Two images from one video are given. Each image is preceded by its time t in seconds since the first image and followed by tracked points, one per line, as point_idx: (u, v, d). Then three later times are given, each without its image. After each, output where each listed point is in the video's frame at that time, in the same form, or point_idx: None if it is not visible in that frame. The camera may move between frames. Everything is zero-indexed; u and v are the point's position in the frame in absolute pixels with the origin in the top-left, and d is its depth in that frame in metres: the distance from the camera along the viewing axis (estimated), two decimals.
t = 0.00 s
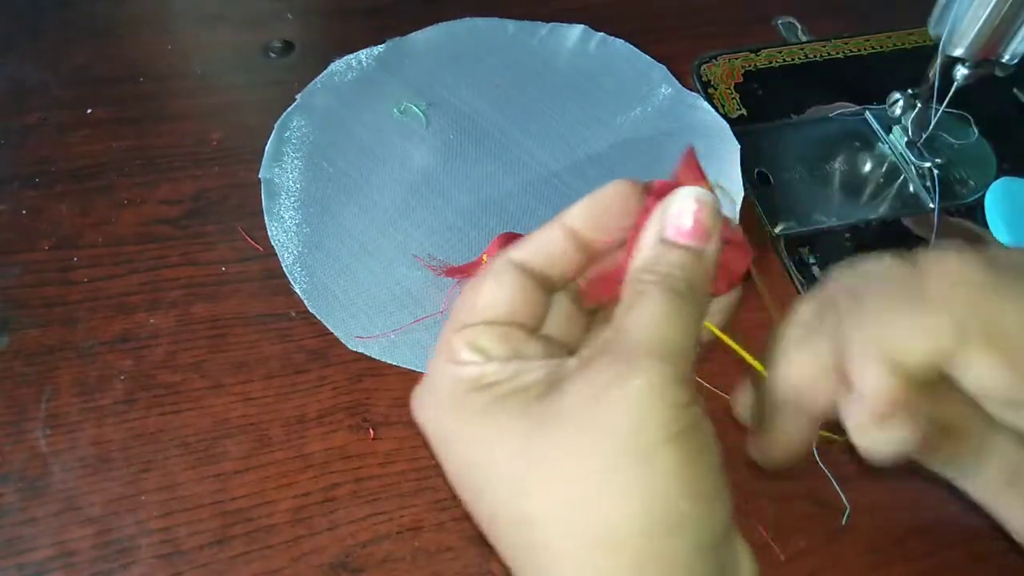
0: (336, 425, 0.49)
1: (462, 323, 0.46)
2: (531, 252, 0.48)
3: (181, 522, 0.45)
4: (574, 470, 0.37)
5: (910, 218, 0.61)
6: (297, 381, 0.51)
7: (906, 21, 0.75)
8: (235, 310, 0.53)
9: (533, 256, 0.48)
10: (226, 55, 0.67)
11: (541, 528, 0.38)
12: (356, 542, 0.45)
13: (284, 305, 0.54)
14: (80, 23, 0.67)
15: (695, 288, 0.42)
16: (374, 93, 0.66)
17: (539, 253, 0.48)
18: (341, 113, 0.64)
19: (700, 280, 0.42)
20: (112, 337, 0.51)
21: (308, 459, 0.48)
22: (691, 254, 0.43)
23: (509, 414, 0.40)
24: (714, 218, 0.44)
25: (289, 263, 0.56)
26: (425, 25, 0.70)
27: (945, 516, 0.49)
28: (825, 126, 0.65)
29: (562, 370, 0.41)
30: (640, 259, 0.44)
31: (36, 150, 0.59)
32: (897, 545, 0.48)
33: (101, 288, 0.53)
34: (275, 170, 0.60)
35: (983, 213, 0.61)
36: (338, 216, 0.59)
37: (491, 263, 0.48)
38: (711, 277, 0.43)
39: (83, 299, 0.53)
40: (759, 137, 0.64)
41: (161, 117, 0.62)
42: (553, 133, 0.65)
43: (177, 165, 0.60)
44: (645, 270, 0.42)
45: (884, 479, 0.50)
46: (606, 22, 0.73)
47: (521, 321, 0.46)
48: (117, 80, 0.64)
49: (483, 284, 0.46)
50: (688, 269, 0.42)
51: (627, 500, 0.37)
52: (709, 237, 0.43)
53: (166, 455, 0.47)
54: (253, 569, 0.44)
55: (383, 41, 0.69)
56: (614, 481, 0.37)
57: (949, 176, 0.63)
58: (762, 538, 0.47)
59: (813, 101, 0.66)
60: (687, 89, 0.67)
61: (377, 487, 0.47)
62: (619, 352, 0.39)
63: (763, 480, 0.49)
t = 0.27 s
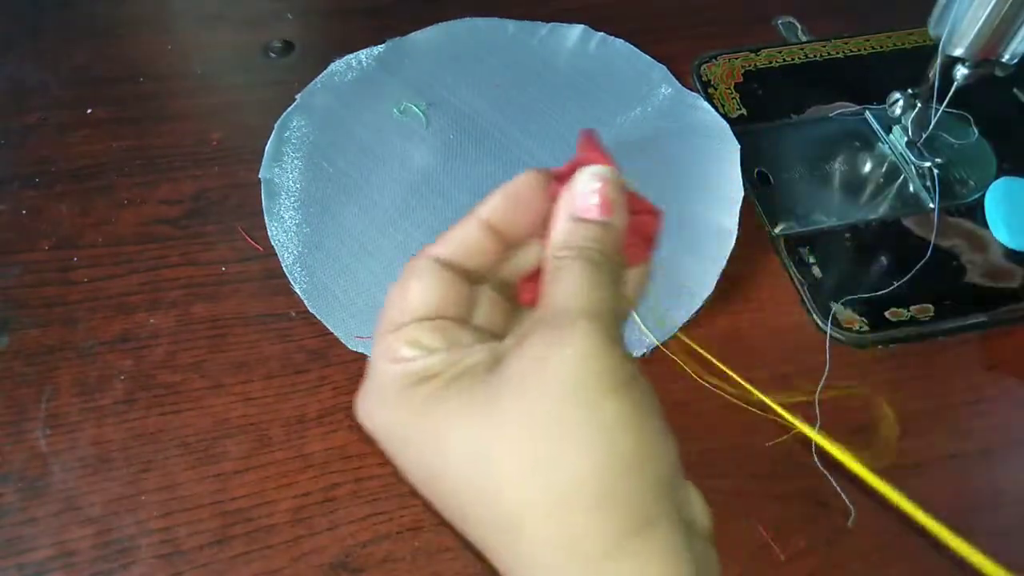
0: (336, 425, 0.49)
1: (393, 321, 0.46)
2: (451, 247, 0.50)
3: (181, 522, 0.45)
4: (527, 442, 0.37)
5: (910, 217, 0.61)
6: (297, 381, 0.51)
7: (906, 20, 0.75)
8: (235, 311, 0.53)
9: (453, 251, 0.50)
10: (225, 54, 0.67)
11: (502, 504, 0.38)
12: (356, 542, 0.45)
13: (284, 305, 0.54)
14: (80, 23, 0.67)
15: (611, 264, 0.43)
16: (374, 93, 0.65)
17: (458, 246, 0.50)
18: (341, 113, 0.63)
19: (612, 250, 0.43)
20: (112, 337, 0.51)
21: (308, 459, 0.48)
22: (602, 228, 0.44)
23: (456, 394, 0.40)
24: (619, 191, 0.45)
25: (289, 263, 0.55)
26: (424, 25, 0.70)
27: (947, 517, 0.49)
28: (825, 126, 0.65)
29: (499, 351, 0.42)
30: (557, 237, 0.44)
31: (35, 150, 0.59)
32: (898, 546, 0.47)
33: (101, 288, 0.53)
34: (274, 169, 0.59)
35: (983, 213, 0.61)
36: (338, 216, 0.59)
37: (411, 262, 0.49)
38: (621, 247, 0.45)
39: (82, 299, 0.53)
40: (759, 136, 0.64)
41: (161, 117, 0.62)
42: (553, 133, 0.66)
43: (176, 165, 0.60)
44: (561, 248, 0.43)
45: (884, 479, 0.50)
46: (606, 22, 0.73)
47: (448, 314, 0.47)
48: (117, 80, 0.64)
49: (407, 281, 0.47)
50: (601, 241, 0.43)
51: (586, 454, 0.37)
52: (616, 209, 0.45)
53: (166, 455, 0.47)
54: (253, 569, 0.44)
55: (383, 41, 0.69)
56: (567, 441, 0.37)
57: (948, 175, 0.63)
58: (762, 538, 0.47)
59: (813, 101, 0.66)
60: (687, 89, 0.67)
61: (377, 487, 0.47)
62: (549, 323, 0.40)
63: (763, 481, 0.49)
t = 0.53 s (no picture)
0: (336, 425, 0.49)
1: (355, 325, 0.46)
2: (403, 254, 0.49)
3: (182, 522, 0.45)
4: (486, 425, 0.37)
5: (910, 217, 0.61)
6: (297, 381, 0.51)
7: (906, 20, 0.75)
8: (235, 311, 0.53)
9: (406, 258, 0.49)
10: (225, 54, 0.67)
11: (470, 492, 0.38)
12: (356, 542, 0.45)
13: (284, 305, 0.54)
14: (79, 22, 0.67)
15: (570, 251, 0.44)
16: (374, 93, 0.65)
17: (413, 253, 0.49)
18: (341, 112, 0.63)
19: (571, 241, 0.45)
20: (112, 337, 0.51)
21: (308, 459, 0.48)
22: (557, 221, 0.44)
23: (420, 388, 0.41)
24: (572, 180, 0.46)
25: (289, 263, 0.56)
26: (425, 25, 0.70)
27: (947, 517, 0.49)
28: (825, 126, 0.65)
29: (459, 344, 0.42)
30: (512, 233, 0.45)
31: (35, 150, 0.59)
32: (898, 546, 0.48)
33: (101, 288, 0.53)
34: (274, 170, 0.60)
35: (982, 213, 0.61)
36: (338, 216, 0.59)
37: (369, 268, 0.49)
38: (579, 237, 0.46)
39: (82, 299, 0.53)
40: (759, 137, 0.64)
41: (161, 116, 0.62)
42: (552, 133, 0.65)
43: (176, 165, 0.60)
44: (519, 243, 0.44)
45: (884, 479, 0.50)
46: (606, 23, 0.73)
47: (410, 313, 0.47)
48: (117, 80, 0.64)
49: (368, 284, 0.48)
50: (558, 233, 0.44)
51: (541, 431, 0.36)
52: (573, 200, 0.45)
53: (166, 455, 0.47)
54: (254, 569, 0.44)
55: (383, 41, 0.69)
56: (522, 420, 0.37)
57: (949, 176, 0.62)
58: (763, 538, 0.47)
59: (813, 101, 0.66)
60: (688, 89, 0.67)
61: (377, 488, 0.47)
62: (501, 311, 0.41)
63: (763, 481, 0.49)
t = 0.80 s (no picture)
0: (336, 425, 0.49)
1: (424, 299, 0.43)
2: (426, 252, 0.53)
3: (181, 522, 0.45)
4: (537, 454, 0.34)
5: (911, 218, 0.61)
6: (297, 381, 0.51)
7: (906, 19, 0.75)
8: (234, 310, 0.53)
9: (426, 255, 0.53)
10: (225, 54, 0.67)
11: (506, 523, 0.35)
12: (356, 542, 0.45)
13: (284, 305, 0.54)
14: (79, 22, 0.67)
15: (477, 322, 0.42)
16: (374, 93, 0.65)
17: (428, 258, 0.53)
18: (342, 112, 0.64)
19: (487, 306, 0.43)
20: (112, 337, 0.51)
21: (308, 459, 0.48)
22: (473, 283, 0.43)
23: (464, 405, 0.38)
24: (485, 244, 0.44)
25: (289, 263, 0.56)
26: (425, 25, 0.71)
27: (947, 517, 0.49)
28: (824, 126, 0.65)
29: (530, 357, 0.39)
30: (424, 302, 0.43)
31: (35, 150, 0.59)
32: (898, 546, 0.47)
33: (101, 288, 0.53)
34: (275, 170, 0.60)
35: (983, 213, 0.61)
36: (338, 215, 0.58)
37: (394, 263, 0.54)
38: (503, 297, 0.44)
39: (82, 299, 0.53)
40: (759, 137, 0.64)
41: (161, 116, 0.62)
42: (553, 133, 0.65)
43: (176, 165, 0.60)
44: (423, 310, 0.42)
45: (884, 479, 0.50)
46: (606, 22, 0.73)
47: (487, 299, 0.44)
48: (117, 79, 0.64)
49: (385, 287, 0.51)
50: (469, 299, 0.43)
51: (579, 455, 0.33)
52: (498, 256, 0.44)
53: (166, 455, 0.47)
54: (253, 569, 0.44)
55: (383, 41, 0.69)
56: (574, 470, 0.33)
57: (948, 176, 0.63)
58: (762, 538, 0.47)
59: (813, 101, 0.66)
60: (686, 89, 0.67)
61: (377, 488, 0.47)
62: (551, 345, 0.35)
63: (764, 480, 0.49)
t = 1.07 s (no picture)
0: (336, 425, 0.49)
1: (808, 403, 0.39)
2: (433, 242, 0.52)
3: (181, 522, 0.45)
4: None
5: (911, 218, 0.61)
6: (297, 381, 0.51)
7: (906, 19, 0.75)
8: (234, 310, 0.53)
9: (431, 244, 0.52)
10: (225, 54, 0.67)
11: None
12: (356, 542, 0.45)
13: (283, 305, 0.54)
14: (80, 23, 0.67)
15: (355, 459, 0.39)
16: (374, 93, 0.65)
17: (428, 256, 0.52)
18: (342, 112, 0.64)
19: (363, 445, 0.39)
20: (112, 337, 0.51)
21: (308, 459, 0.48)
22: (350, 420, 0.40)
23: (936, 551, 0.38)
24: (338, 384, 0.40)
25: (289, 263, 0.56)
26: (426, 25, 0.71)
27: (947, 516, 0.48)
28: (824, 126, 0.65)
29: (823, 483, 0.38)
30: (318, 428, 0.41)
31: (35, 151, 0.59)
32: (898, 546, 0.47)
33: (101, 287, 0.53)
34: (275, 169, 0.60)
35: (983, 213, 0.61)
36: (338, 215, 0.58)
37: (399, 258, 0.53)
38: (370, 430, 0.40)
39: (82, 299, 0.53)
40: (759, 137, 0.64)
41: (161, 116, 0.62)
42: (553, 132, 0.65)
43: (176, 165, 0.60)
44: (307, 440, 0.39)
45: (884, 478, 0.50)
46: (607, 22, 0.73)
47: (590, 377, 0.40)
48: (118, 80, 0.64)
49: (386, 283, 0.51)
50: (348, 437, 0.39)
51: None
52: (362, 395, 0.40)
53: (166, 455, 0.47)
54: (253, 569, 0.44)
55: (383, 41, 0.69)
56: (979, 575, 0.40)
57: (947, 176, 0.63)
58: (762, 539, 0.47)
59: (813, 101, 0.66)
60: (687, 89, 0.67)
61: (376, 488, 0.47)
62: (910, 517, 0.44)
63: (763, 480, 0.49)
